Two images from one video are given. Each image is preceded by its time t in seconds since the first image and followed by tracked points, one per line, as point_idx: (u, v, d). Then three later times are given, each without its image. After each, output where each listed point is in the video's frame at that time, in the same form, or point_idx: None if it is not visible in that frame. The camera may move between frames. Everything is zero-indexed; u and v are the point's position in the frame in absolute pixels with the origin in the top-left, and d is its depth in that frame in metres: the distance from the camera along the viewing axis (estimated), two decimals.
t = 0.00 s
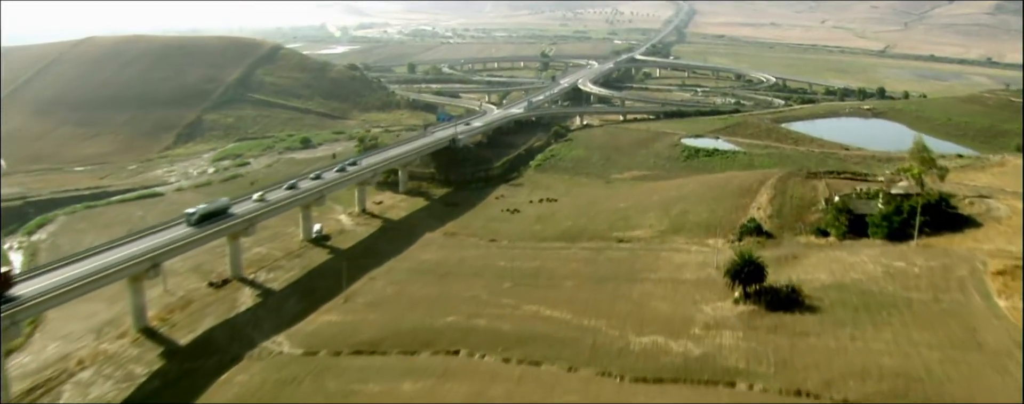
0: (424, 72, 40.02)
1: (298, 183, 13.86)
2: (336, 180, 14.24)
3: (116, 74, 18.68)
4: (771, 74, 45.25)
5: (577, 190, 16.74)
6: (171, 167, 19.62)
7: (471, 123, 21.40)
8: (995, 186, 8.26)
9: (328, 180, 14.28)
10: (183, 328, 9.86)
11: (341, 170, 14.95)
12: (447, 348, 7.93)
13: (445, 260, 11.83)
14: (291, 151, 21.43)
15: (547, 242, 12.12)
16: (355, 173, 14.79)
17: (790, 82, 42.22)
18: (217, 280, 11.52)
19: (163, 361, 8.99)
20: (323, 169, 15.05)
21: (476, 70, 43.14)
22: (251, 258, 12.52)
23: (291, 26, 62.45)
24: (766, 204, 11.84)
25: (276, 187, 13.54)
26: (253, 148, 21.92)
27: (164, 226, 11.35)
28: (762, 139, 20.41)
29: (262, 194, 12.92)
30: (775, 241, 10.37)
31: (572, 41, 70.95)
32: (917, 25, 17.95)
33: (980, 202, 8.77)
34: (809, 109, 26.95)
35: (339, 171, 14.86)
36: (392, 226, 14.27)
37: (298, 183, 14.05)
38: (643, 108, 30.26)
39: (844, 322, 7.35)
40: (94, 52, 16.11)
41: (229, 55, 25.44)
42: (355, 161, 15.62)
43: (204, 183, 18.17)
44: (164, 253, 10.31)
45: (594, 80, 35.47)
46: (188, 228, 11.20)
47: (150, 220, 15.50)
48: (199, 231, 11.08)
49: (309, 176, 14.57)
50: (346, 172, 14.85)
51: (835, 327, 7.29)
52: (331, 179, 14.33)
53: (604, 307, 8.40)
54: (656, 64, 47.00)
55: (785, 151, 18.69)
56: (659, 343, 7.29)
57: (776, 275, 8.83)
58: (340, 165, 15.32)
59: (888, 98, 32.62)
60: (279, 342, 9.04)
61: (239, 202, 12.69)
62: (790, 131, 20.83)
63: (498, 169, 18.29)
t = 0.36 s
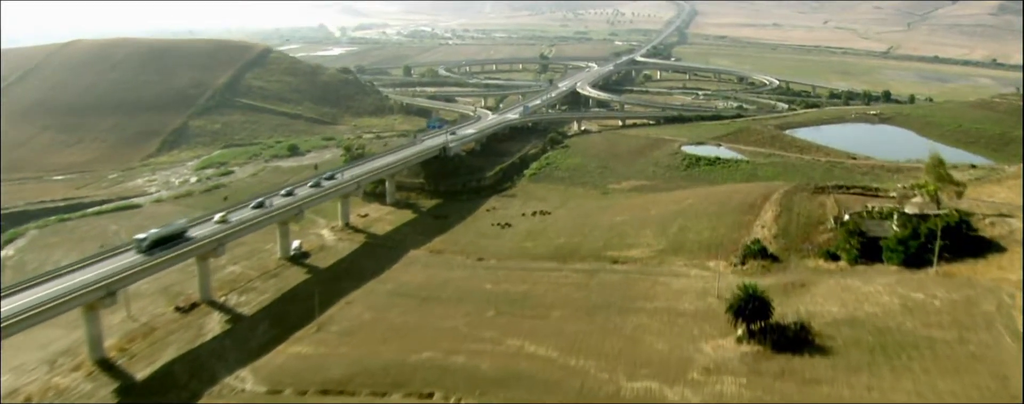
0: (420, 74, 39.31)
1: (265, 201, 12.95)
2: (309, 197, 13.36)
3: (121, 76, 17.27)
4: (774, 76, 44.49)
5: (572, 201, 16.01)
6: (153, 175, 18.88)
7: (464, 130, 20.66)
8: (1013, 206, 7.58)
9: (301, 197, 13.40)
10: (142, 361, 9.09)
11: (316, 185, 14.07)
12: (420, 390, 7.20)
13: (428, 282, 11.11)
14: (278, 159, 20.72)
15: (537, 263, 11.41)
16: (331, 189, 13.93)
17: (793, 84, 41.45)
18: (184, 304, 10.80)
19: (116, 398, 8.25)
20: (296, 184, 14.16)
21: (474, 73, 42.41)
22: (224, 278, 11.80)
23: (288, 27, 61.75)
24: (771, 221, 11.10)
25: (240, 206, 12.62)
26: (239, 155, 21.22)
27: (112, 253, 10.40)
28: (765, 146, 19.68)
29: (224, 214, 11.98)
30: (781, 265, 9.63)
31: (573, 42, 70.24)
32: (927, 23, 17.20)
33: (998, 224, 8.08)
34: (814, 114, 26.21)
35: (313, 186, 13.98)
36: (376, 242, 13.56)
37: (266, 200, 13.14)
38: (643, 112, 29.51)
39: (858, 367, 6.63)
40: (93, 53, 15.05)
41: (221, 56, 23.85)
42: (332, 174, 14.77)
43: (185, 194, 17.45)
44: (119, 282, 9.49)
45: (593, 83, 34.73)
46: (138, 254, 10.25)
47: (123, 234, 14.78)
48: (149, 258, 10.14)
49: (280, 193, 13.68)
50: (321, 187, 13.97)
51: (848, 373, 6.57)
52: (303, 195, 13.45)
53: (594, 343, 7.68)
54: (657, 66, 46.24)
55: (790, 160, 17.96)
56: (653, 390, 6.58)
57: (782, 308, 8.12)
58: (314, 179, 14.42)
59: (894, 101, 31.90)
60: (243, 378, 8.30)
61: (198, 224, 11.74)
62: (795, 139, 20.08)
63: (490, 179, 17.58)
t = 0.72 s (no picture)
0: (417, 77, 38.55)
1: (228, 223, 12.00)
2: (278, 216, 12.46)
3: (150, 78, 15.90)
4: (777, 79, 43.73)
5: (567, 215, 15.29)
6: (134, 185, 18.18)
7: (456, 137, 19.91)
8: None
9: (269, 216, 12.50)
10: (96, 399, 8.34)
11: (287, 203, 13.16)
12: None
13: (409, 307, 10.40)
14: (265, 168, 20.01)
15: (526, 286, 10.68)
16: (304, 207, 13.04)
17: (796, 87, 40.71)
18: (149, 331, 10.07)
19: None
20: (264, 202, 13.23)
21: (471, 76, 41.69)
22: (194, 302, 11.09)
23: (286, 29, 61.00)
24: (777, 243, 10.34)
25: (200, 228, 11.65)
26: (225, 164, 20.50)
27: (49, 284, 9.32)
28: (770, 155, 18.92)
29: (179, 238, 11.01)
30: (789, 293, 8.88)
31: (574, 43, 69.40)
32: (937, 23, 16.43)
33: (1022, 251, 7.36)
34: (819, 119, 25.45)
35: (284, 204, 13.08)
36: (358, 260, 12.86)
37: (229, 222, 12.19)
38: (643, 117, 28.76)
39: None
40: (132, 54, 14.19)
41: (224, 59, 22.00)
42: (307, 190, 13.89)
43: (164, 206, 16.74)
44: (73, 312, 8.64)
45: (593, 87, 34.00)
46: (78, 287, 9.21)
47: (95, 250, 14.06)
48: (92, 292, 9.10)
49: (247, 212, 12.75)
50: (293, 206, 13.07)
51: None
52: (272, 215, 12.54)
53: (583, 388, 6.97)
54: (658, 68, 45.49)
55: (795, 170, 17.22)
56: None
57: (790, 347, 7.40)
58: (285, 197, 13.50)
59: (899, 105, 31.27)
60: None
61: (149, 249, 10.74)
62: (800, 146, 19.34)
63: (481, 191, 16.86)
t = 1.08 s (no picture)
0: (415, 80, 37.87)
1: (186, 248, 11.07)
2: (245, 240, 11.61)
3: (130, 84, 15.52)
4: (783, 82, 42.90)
5: (563, 230, 14.58)
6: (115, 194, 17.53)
7: (450, 145, 19.18)
8: None
9: (235, 240, 11.64)
10: None
11: (256, 223, 12.29)
12: None
13: (389, 335, 9.71)
14: (251, 177, 19.36)
15: (515, 313, 9.98)
16: (274, 229, 12.20)
17: (802, 90, 39.89)
18: (109, 362, 9.40)
19: None
20: (230, 223, 12.32)
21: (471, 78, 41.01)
22: (161, 328, 10.42)
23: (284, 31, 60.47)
24: (784, 267, 9.61)
25: (154, 255, 10.68)
26: (210, 173, 19.85)
27: None
28: (776, 163, 18.16)
29: (129, 268, 10.01)
30: (798, 327, 8.15)
31: (576, 44, 68.65)
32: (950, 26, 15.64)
33: None
34: (826, 124, 24.68)
35: (252, 225, 12.21)
36: (341, 280, 12.18)
37: (188, 246, 11.26)
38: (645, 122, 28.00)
39: None
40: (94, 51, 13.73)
41: (215, 63, 21.60)
42: (280, 208, 13.06)
43: (143, 219, 16.10)
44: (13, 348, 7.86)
45: (594, 90, 33.26)
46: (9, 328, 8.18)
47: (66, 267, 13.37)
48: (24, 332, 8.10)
49: (209, 235, 11.83)
50: (262, 227, 12.22)
51: None
52: (238, 238, 11.67)
53: None
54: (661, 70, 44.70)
55: (803, 181, 16.46)
56: None
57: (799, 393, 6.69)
58: (253, 217, 12.61)
59: (908, 109, 30.50)
60: None
61: (93, 281, 9.64)
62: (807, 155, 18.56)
63: (474, 203, 16.16)
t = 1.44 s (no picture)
0: (412, 84, 37.18)
1: (136, 279, 10.15)
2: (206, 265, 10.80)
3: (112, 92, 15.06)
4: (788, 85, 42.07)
5: (557, 245, 13.88)
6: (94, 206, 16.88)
7: (442, 155, 18.47)
8: None
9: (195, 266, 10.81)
10: None
11: (218, 248, 11.47)
12: None
13: (365, 367, 9.03)
14: (237, 187, 18.71)
15: (501, 344, 9.29)
16: (239, 252, 11.42)
17: (807, 94, 39.10)
18: (64, 398, 8.71)
19: None
20: (190, 248, 11.47)
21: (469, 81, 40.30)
22: (124, 358, 9.76)
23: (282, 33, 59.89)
24: (791, 296, 8.90)
25: (100, 287, 9.77)
26: (195, 182, 19.20)
27: None
28: (781, 174, 17.42)
29: (65, 304, 9.07)
30: (807, 368, 7.45)
31: (578, 46, 67.93)
32: (958, 29, 14.92)
33: None
34: (832, 131, 23.93)
35: (214, 250, 11.39)
36: (319, 303, 11.50)
37: (140, 276, 10.38)
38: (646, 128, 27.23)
39: None
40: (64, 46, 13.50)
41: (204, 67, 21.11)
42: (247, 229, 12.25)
43: (120, 233, 15.44)
44: None
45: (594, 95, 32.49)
46: None
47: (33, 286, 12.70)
48: None
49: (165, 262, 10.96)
50: (225, 251, 11.40)
51: None
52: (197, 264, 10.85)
53: None
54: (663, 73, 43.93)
55: (810, 193, 15.68)
56: None
57: None
58: (216, 241, 11.79)
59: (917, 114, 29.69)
60: None
61: (26, 320, 8.74)
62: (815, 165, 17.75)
63: (465, 216, 15.46)
